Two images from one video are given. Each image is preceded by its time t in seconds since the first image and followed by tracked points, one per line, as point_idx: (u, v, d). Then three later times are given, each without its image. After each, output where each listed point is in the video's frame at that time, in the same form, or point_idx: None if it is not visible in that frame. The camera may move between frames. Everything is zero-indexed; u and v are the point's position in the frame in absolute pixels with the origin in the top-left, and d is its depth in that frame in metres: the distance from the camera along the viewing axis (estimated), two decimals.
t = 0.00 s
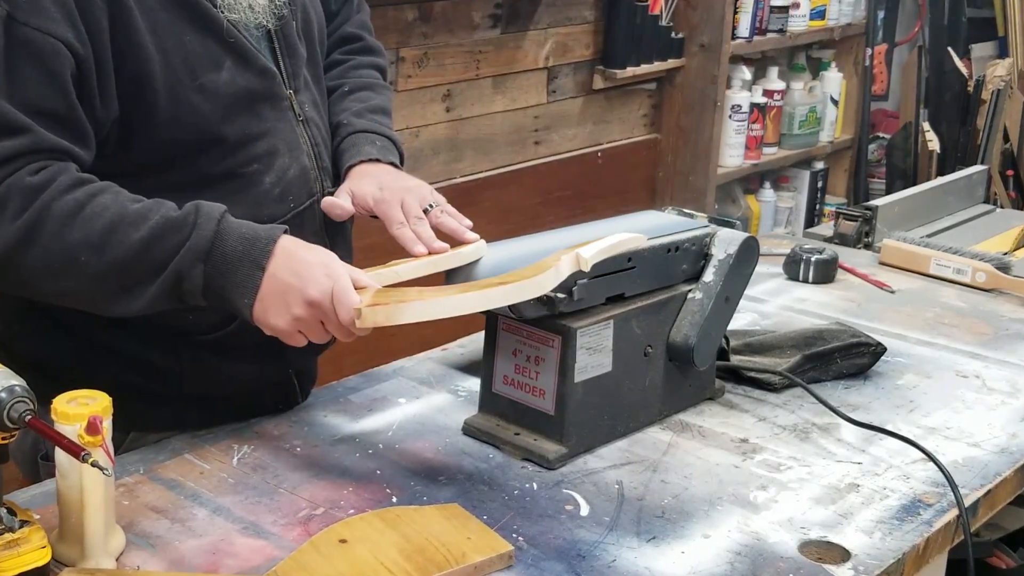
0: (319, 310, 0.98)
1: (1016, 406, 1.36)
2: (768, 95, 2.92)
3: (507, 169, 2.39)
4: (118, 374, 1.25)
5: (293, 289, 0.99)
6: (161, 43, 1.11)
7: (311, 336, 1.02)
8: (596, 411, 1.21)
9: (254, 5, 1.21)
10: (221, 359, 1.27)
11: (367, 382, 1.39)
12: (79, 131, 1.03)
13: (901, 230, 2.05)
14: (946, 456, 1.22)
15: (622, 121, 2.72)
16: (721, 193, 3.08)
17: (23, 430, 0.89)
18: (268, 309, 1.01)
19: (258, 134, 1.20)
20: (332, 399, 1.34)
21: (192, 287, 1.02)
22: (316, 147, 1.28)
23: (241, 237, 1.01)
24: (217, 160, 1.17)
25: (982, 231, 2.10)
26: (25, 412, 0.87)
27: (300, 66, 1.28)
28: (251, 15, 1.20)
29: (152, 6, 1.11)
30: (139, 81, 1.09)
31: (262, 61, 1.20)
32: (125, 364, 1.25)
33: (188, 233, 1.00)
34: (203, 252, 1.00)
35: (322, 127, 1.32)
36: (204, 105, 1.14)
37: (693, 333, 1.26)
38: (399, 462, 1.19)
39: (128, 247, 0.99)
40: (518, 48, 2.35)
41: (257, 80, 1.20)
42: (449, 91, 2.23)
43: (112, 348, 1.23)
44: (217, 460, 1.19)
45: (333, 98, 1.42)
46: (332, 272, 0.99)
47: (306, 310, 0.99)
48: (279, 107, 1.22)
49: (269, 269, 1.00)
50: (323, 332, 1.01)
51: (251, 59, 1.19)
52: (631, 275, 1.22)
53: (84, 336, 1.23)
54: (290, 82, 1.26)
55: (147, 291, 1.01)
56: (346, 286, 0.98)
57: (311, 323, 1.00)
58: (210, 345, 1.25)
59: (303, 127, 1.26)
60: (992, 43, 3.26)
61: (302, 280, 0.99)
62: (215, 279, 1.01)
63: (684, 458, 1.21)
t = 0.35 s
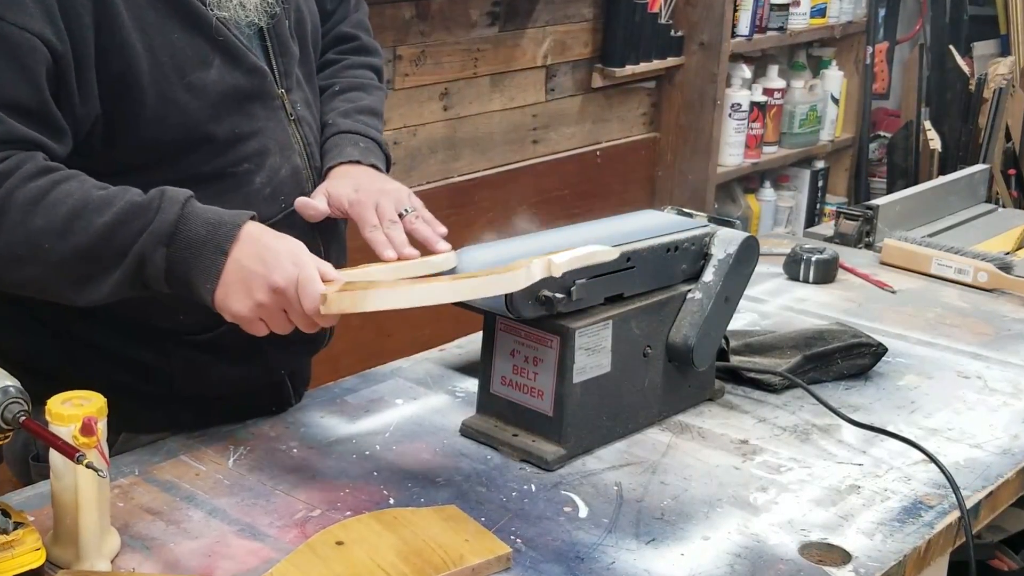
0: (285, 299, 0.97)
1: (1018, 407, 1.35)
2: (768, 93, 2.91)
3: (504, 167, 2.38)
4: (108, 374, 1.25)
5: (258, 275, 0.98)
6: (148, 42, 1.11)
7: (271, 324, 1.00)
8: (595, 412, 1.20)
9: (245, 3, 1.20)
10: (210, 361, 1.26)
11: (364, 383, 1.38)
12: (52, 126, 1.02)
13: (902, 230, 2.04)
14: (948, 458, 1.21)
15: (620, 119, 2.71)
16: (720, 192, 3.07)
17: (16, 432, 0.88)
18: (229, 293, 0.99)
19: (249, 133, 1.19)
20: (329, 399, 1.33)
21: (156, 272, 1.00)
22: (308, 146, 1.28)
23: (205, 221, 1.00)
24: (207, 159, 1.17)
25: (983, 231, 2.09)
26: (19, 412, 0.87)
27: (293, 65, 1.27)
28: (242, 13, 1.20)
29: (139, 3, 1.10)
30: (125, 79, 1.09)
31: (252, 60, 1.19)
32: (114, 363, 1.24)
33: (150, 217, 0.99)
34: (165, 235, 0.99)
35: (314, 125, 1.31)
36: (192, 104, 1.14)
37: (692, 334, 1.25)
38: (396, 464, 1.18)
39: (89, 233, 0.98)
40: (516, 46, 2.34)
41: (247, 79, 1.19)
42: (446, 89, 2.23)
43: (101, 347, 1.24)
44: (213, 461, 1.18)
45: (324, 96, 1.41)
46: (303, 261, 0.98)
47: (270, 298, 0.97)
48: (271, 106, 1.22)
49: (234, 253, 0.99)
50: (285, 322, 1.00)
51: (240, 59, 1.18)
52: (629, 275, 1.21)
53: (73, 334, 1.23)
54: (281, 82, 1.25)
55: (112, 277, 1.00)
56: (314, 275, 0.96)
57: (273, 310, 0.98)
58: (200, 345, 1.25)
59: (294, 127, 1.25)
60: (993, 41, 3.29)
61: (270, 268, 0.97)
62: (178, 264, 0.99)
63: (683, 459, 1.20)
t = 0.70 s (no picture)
0: (216, 238, 0.88)
1: (1020, 408, 1.34)
2: (769, 92, 2.90)
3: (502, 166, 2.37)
4: (90, 371, 1.23)
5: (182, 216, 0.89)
6: (127, 41, 1.10)
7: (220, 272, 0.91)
8: (594, 413, 1.19)
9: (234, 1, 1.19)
10: (196, 362, 1.25)
11: (361, 383, 1.37)
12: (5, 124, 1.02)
13: (903, 230, 2.03)
14: (949, 459, 1.20)
15: (619, 118, 2.70)
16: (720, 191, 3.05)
17: (9, 433, 0.88)
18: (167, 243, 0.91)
19: (235, 132, 1.18)
20: (325, 400, 1.32)
21: (96, 248, 0.95)
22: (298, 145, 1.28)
23: (131, 183, 0.92)
24: (191, 160, 1.17)
25: (984, 230, 2.08)
26: (12, 413, 0.87)
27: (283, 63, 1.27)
28: (231, 10, 1.19)
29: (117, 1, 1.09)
30: (101, 79, 1.08)
31: (238, 58, 1.18)
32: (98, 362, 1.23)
33: (80, 191, 0.94)
34: (96, 208, 0.93)
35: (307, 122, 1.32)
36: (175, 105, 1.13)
37: (692, 334, 1.23)
38: (394, 465, 1.17)
39: (23, 211, 0.94)
40: (514, 44, 2.33)
41: (231, 79, 1.17)
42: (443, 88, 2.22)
43: (84, 345, 1.21)
44: (208, 463, 1.17)
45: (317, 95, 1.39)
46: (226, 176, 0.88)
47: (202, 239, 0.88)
48: (260, 106, 1.21)
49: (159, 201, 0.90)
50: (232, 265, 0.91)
51: (223, 58, 1.16)
52: (628, 275, 1.20)
53: (52, 330, 1.21)
54: (271, 81, 1.24)
55: (50, 257, 0.96)
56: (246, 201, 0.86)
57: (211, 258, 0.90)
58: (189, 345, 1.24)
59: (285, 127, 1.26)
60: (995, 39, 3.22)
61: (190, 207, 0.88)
62: (115, 238, 0.93)
63: (683, 460, 1.19)
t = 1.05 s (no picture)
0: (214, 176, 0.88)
1: (1022, 408, 1.33)
2: (769, 90, 2.89)
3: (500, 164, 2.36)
4: (77, 372, 1.22)
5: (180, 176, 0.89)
6: (105, 36, 1.08)
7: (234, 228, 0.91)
8: (593, 414, 1.18)
9: None
10: (182, 364, 1.24)
11: (357, 384, 1.36)
12: None
13: (904, 229, 2.02)
14: (951, 460, 1.20)
15: (618, 116, 2.70)
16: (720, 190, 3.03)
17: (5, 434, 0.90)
18: (173, 214, 0.90)
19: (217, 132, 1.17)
20: (322, 401, 1.31)
21: (90, 237, 0.94)
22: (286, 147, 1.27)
23: (117, 170, 0.91)
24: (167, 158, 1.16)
25: (984, 229, 2.07)
26: (6, 415, 0.89)
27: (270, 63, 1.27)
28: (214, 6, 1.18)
29: None
30: (74, 73, 1.07)
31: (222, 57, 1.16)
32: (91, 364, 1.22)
33: (68, 181, 0.93)
34: (88, 196, 0.92)
35: (300, 133, 1.31)
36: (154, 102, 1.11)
37: (691, 334, 1.23)
38: (391, 467, 1.16)
39: (13, 202, 0.94)
40: (512, 43, 2.32)
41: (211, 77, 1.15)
42: (441, 86, 2.21)
43: (70, 345, 1.21)
44: (204, 464, 1.16)
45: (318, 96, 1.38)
46: (208, 135, 0.91)
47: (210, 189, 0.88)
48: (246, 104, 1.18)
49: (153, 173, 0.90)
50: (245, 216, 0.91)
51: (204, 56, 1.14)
52: (627, 274, 1.19)
53: (38, 330, 1.21)
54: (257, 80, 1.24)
55: (42, 247, 0.96)
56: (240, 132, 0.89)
57: (221, 209, 0.89)
58: (174, 346, 1.22)
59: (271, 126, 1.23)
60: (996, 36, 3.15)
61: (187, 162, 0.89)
62: (107, 226, 0.92)
63: (682, 462, 1.18)
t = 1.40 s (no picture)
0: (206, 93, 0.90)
1: None
2: (769, 88, 2.89)
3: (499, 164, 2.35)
4: (61, 367, 1.23)
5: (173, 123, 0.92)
6: (81, 25, 1.08)
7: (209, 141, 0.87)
8: (592, 415, 1.17)
9: None
10: (165, 360, 1.25)
11: (354, 385, 1.35)
12: None
13: (905, 228, 2.01)
14: (952, 462, 1.19)
15: (617, 115, 2.69)
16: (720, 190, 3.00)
17: None
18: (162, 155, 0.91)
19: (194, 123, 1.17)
20: (319, 402, 1.30)
21: (82, 215, 0.95)
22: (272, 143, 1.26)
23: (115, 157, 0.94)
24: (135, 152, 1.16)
25: (986, 229, 2.06)
26: None
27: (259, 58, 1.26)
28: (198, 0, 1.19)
29: None
30: (51, 63, 1.07)
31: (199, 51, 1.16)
32: (71, 359, 1.22)
33: (65, 163, 0.96)
34: (86, 170, 0.95)
35: (290, 136, 1.29)
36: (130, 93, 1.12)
37: (690, 335, 1.22)
38: (388, 468, 1.15)
39: (9, 183, 0.96)
40: (510, 41, 2.31)
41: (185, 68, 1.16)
42: (439, 85, 2.20)
43: (54, 342, 1.22)
44: (199, 466, 1.15)
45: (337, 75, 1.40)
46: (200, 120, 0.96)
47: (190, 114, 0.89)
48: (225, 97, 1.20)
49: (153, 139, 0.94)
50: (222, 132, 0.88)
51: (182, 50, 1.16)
52: (626, 275, 1.18)
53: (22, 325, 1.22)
54: (244, 75, 1.24)
55: (33, 228, 0.98)
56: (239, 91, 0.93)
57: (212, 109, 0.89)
58: (155, 343, 1.23)
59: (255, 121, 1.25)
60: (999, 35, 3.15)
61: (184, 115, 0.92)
62: (102, 201, 0.94)
63: (681, 463, 1.17)
